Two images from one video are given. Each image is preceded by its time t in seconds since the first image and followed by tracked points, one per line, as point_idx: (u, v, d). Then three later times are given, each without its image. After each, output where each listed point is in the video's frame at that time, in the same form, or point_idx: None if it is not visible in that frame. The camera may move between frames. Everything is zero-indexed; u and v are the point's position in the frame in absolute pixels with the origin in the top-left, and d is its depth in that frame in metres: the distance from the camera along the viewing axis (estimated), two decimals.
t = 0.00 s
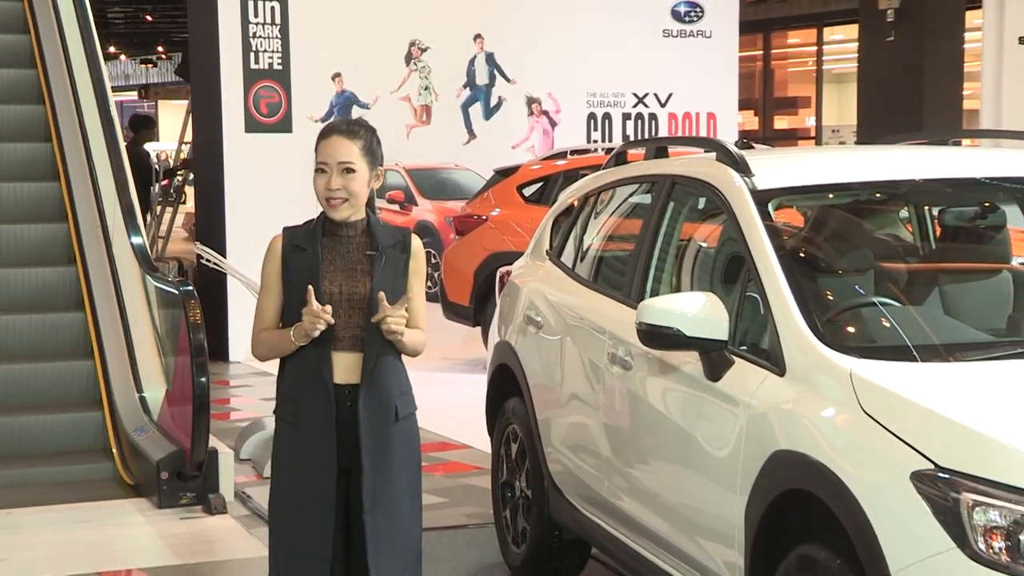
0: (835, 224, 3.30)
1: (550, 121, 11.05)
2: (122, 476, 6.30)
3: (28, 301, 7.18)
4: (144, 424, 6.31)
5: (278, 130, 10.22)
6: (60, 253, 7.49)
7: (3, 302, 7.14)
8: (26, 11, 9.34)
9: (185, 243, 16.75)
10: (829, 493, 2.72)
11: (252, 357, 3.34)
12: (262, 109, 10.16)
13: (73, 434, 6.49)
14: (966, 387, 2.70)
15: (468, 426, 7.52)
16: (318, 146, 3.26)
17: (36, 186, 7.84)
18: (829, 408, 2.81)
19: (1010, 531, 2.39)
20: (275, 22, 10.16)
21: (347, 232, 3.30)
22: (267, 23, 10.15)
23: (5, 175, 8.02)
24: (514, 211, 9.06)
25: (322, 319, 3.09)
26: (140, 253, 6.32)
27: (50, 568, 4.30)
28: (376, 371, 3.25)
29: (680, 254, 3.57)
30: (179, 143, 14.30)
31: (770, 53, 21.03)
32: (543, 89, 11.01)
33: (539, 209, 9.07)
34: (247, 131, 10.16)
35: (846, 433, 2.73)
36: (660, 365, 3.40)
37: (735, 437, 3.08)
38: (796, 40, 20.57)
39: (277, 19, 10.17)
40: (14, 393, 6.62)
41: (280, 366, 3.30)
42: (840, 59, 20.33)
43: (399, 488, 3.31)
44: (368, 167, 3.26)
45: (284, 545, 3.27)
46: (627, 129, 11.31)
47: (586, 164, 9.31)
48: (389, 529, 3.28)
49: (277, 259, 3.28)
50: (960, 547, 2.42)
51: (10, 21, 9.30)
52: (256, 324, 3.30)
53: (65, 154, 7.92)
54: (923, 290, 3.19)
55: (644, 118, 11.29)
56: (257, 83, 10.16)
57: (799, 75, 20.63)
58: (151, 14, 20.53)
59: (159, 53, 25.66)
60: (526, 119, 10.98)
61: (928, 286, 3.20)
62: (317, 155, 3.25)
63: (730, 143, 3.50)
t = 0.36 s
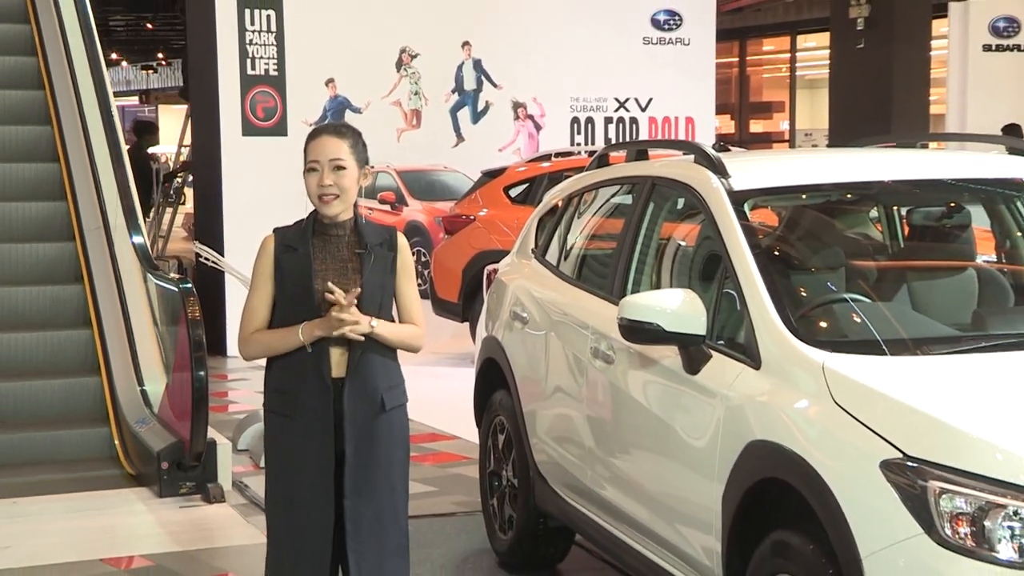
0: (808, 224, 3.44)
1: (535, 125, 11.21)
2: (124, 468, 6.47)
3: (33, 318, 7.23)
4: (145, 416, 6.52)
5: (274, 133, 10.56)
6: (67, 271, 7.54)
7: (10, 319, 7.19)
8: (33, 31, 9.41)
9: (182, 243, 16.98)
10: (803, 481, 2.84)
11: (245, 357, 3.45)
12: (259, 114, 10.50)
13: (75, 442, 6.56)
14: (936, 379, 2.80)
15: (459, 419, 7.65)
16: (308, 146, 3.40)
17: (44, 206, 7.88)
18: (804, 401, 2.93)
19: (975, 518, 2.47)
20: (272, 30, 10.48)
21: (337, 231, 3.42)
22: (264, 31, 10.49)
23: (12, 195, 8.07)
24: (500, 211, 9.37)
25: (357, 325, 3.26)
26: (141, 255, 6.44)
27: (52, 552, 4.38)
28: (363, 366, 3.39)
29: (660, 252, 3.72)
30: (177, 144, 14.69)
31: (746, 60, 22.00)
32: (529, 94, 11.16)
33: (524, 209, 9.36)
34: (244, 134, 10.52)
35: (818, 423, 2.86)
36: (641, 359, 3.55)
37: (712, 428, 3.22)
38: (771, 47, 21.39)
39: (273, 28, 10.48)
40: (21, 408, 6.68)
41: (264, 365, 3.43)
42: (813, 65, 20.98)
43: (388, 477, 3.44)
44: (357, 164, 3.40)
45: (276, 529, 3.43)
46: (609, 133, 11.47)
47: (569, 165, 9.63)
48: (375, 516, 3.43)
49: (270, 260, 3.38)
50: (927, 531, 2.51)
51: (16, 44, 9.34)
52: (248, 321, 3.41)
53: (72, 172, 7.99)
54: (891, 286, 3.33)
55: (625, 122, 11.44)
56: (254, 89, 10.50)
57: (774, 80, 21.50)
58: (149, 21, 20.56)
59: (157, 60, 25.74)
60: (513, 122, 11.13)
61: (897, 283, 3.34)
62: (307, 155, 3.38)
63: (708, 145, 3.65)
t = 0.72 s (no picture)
0: (778, 223, 3.59)
1: (517, 129, 11.91)
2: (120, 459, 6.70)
3: (35, 334, 7.27)
4: (141, 410, 6.72)
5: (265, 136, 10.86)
6: (69, 288, 7.54)
7: (13, 336, 7.21)
8: (34, 49, 9.39)
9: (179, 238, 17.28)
10: (774, 470, 2.97)
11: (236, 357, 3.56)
12: (250, 118, 10.79)
13: (73, 448, 6.62)
14: (898, 373, 2.94)
15: (445, 410, 7.82)
16: (291, 152, 3.54)
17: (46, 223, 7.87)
18: (773, 393, 3.07)
19: (936, 505, 2.61)
20: (262, 37, 10.76)
21: (323, 231, 3.55)
22: (255, 38, 10.74)
23: (15, 214, 8.06)
24: (483, 212, 9.73)
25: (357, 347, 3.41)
26: (136, 252, 6.68)
27: (52, 541, 4.50)
28: (352, 362, 3.52)
29: (636, 251, 3.87)
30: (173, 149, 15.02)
31: (718, 66, 22.90)
32: (510, 99, 11.85)
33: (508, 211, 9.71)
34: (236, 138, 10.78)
35: (786, 415, 2.99)
36: (618, 354, 3.71)
37: (686, 419, 3.37)
38: (742, 54, 22.31)
39: (264, 35, 10.77)
40: (24, 423, 6.73)
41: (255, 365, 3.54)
42: (781, 72, 22.04)
43: (378, 466, 3.57)
44: (342, 163, 3.54)
45: (271, 522, 3.54)
46: (587, 136, 12.19)
47: (550, 168, 9.95)
48: (367, 505, 3.56)
49: (259, 261, 3.49)
50: (892, 518, 2.64)
51: (18, 67, 9.29)
52: (236, 323, 3.51)
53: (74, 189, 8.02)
54: (857, 284, 3.48)
55: (602, 126, 12.20)
56: (245, 93, 10.78)
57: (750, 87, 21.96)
58: (146, 30, 20.82)
59: (155, 67, 26.22)
60: (495, 126, 11.82)
61: (863, 280, 3.49)
62: (291, 159, 3.52)
63: (682, 148, 3.80)
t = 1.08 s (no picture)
0: (751, 223, 3.74)
1: (500, 132, 12.44)
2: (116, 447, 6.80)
3: (37, 349, 7.33)
4: (138, 402, 6.86)
5: (257, 139, 11.29)
6: (70, 303, 7.61)
7: (16, 353, 7.25)
8: (34, 50, 9.70)
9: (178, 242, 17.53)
10: (746, 458, 3.10)
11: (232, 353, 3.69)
12: (244, 122, 11.23)
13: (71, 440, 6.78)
14: (868, 367, 3.06)
15: (431, 404, 7.96)
16: (284, 153, 3.65)
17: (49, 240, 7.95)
18: (745, 385, 3.21)
19: (902, 492, 2.72)
20: (255, 43, 11.25)
21: (314, 230, 3.69)
22: (247, 45, 11.23)
23: (18, 232, 8.12)
24: (468, 212, 9.94)
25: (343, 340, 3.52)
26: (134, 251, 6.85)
27: (53, 529, 4.63)
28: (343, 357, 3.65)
29: (615, 249, 4.03)
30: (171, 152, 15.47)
31: (693, 72, 23.11)
32: (494, 103, 12.38)
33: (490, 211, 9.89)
34: (230, 140, 11.20)
35: (758, 406, 3.12)
36: (597, 349, 3.86)
37: (662, 410, 3.52)
38: (715, 61, 22.65)
39: (256, 42, 11.26)
40: (26, 434, 6.74)
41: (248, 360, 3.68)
42: (753, 77, 22.47)
43: (367, 457, 3.70)
44: (333, 164, 3.69)
45: (266, 511, 3.67)
46: (568, 139, 12.76)
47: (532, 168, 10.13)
48: (357, 493, 3.69)
49: (251, 260, 3.63)
50: (859, 505, 2.75)
51: (22, 85, 9.42)
52: (231, 321, 3.65)
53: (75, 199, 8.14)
54: (826, 280, 3.63)
55: (582, 129, 12.75)
56: (238, 98, 11.22)
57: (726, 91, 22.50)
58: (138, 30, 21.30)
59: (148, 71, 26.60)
60: (479, 130, 12.33)
61: (831, 277, 3.64)
62: (286, 160, 3.64)
63: (658, 150, 3.95)
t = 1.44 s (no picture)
0: (726, 220, 3.90)
1: (485, 133, 12.78)
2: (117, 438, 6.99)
3: (43, 363, 7.39)
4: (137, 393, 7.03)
5: (251, 140, 11.56)
6: (74, 316, 7.67)
7: (21, 366, 7.31)
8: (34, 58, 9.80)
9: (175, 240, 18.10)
10: (721, 446, 3.23)
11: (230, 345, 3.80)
12: (238, 123, 11.49)
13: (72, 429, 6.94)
14: (840, 359, 3.18)
15: (420, 393, 8.15)
16: (282, 154, 3.76)
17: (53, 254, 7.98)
18: (722, 376, 3.35)
19: (870, 478, 2.83)
20: (248, 47, 11.48)
21: (305, 228, 3.82)
22: (241, 48, 11.46)
23: (22, 246, 8.14)
24: (454, 211, 10.10)
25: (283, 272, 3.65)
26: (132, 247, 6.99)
27: (55, 515, 4.78)
28: (333, 349, 3.76)
29: (596, 246, 4.19)
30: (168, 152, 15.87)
31: (671, 75, 24.56)
32: (479, 104, 12.70)
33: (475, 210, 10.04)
34: (225, 142, 11.47)
35: (734, 397, 3.26)
36: (579, 342, 4.01)
37: (641, 400, 3.66)
38: (693, 65, 23.85)
39: (250, 45, 11.49)
40: (32, 436, 6.83)
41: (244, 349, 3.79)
42: (728, 81, 23.80)
43: (356, 446, 3.82)
44: (328, 166, 3.83)
45: (260, 497, 3.79)
46: (551, 140, 13.12)
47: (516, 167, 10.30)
48: (346, 483, 3.81)
49: (244, 255, 3.75)
50: (829, 491, 2.87)
51: (28, 103, 9.43)
52: (231, 309, 3.77)
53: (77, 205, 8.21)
54: (798, 275, 3.78)
55: (565, 130, 13.12)
56: (233, 100, 11.48)
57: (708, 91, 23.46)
58: (137, 35, 21.82)
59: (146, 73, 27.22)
60: (465, 131, 12.65)
61: (803, 271, 3.79)
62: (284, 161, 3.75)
63: (637, 149, 4.11)
